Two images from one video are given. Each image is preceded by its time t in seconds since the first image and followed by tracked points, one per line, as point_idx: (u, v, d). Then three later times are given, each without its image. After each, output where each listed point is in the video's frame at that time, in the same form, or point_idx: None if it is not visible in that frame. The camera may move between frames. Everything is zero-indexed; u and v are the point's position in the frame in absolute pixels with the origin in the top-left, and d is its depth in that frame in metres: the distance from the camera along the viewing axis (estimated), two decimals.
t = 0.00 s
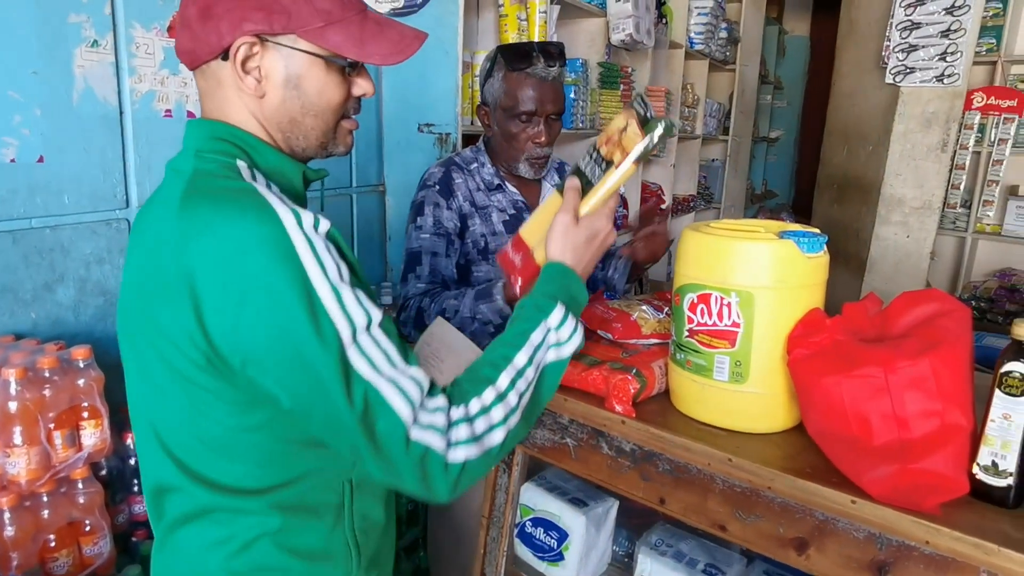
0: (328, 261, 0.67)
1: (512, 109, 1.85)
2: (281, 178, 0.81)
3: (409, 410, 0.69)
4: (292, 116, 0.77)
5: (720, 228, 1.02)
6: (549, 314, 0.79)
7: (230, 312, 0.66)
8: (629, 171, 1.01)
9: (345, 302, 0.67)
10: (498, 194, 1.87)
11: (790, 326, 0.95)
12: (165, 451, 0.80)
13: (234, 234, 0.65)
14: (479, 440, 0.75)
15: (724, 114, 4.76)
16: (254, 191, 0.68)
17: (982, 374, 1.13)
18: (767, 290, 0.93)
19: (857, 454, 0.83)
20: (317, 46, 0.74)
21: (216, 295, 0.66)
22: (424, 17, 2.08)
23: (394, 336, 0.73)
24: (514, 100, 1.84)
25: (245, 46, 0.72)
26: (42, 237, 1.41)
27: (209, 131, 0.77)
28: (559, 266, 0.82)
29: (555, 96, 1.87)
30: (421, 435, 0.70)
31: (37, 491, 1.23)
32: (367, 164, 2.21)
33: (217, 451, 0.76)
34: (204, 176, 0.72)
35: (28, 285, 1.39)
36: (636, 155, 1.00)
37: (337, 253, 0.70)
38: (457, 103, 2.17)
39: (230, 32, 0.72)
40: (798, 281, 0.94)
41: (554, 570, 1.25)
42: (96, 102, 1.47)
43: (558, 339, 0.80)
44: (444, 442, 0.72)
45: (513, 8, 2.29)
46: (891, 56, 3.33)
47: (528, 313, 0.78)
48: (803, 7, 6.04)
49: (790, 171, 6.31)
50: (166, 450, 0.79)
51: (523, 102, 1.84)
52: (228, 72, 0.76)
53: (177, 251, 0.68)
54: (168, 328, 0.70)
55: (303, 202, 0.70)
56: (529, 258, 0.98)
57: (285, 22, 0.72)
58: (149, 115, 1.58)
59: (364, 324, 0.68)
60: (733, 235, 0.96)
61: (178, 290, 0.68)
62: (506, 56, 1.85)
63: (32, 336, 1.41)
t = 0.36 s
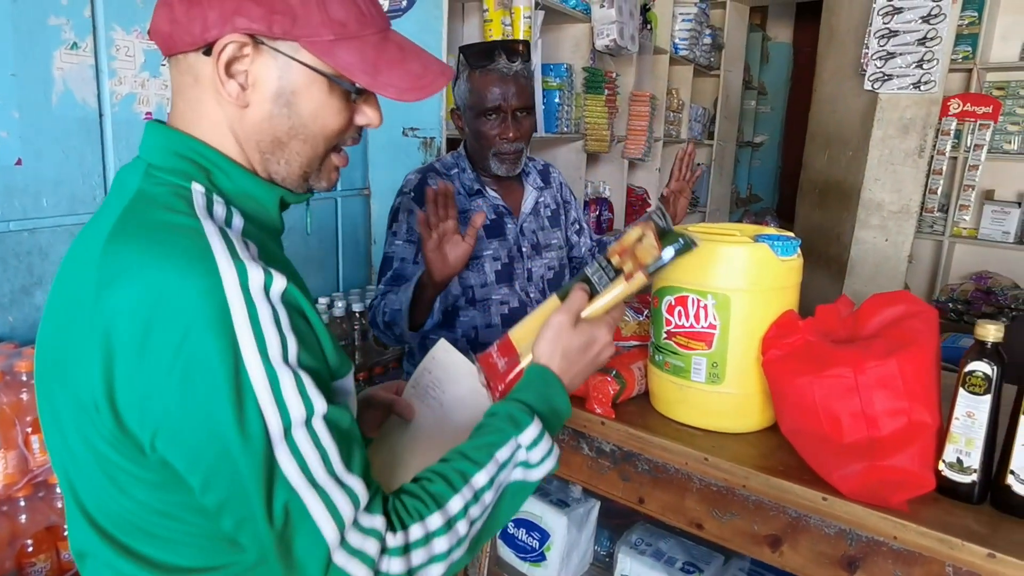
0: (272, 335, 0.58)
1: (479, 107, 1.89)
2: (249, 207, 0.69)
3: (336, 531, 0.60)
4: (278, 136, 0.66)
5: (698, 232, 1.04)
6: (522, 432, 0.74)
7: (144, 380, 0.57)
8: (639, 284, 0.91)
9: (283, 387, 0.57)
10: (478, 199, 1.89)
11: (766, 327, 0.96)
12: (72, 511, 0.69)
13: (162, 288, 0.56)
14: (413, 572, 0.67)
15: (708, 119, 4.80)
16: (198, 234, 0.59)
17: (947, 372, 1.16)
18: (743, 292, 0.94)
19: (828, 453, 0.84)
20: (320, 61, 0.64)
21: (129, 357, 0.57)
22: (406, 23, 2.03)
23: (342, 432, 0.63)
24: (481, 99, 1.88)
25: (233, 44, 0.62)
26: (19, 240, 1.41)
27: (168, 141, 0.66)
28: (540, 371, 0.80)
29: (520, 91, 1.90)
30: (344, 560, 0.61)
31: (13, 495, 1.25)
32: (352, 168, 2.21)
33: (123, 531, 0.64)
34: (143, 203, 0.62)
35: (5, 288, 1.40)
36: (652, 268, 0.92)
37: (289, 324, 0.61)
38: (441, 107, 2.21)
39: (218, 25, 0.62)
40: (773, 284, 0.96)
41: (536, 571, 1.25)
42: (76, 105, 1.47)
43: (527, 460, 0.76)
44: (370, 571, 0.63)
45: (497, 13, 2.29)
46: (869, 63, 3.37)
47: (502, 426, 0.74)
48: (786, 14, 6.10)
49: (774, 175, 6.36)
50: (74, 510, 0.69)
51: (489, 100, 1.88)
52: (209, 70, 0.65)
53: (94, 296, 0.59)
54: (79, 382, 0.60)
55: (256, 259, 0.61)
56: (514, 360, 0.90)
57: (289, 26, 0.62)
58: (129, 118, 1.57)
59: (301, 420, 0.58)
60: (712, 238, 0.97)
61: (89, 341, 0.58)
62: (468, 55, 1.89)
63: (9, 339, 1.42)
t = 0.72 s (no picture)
0: (264, 368, 0.58)
1: (481, 122, 1.87)
2: (236, 219, 0.69)
3: (323, 565, 0.61)
4: (269, 147, 0.66)
5: (688, 235, 1.04)
6: (512, 466, 0.77)
7: (127, 415, 0.56)
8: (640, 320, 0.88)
9: (275, 423, 0.58)
10: (471, 208, 1.91)
11: (754, 329, 0.97)
12: (55, 528, 0.69)
13: (150, 321, 0.55)
14: None
15: (707, 123, 4.82)
16: (189, 262, 0.58)
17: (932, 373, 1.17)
18: (732, 294, 0.95)
19: (814, 453, 0.85)
20: (314, 68, 0.64)
21: (113, 391, 0.56)
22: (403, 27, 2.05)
23: (331, 461, 0.64)
24: (482, 114, 1.87)
25: (221, 53, 0.61)
26: (16, 241, 1.42)
27: (150, 153, 0.66)
28: (534, 401, 0.83)
29: (522, 106, 1.90)
30: None
31: (8, 494, 1.28)
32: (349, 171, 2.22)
33: (110, 554, 0.65)
34: (127, 221, 0.61)
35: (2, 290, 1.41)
36: (656, 304, 0.87)
37: (281, 353, 0.61)
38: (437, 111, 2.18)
39: (204, 34, 0.61)
40: (762, 287, 0.96)
41: (529, 571, 1.26)
42: (72, 107, 1.48)
43: (516, 492, 0.78)
44: None
45: (495, 17, 2.25)
46: (866, 68, 3.38)
47: (491, 460, 0.76)
48: (785, 18, 6.09)
49: (774, 179, 6.38)
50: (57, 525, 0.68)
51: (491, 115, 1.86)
52: (196, 78, 0.64)
53: (74, 323, 0.57)
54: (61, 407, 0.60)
55: (248, 288, 0.60)
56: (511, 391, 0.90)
57: (282, 32, 0.62)
58: (126, 121, 1.58)
59: (292, 455, 0.59)
60: (700, 241, 0.98)
61: (69, 370, 0.57)
62: (469, 69, 1.86)
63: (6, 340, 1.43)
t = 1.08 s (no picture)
0: (269, 374, 0.59)
1: (507, 134, 1.86)
2: (243, 224, 0.71)
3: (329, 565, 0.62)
4: (276, 154, 0.67)
5: (692, 240, 1.05)
6: (518, 469, 0.78)
7: (135, 421, 0.57)
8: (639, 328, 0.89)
9: (281, 427, 0.59)
10: (479, 212, 1.92)
11: (756, 333, 0.97)
12: (65, 530, 0.70)
13: (157, 329, 0.56)
14: None
15: (717, 128, 4.81)
16: (196, 270, 0.59)
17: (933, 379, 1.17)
18: (735, 299, 0.96)
19: (815, 456, 0.86)
20: (327, 84, 0.65)
21: (120, 397, 0.57)
22: (414, 32, 2.07)
23: (336, 463, 0.65)
24: (509, 126, 1.85)
25: (238, 58, 0.62)
26: (29, 242, 1.44)
27: (160, 159, 0.67)
28: (538, 406, 0.85)
29: (545, 116, 1.90)
30: None
31: (19, 490, 1.30)
32: (358, 173, 2.24)
33: (119, 555, 0.66)
34: (135, 228, 0.62)
35: (15, 289, 1.43)
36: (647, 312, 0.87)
37: (286, 359, 0.62)
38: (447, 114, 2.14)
39: (226, 37, 0.62)
40: (765, 292, 0.97)
41: (532, 572, 1.26)
42: (86, 110, 1.50)
43: (521, 496, 0.79)
44: None
45: (505, 22, 2.27)
46: (876, 73, 3.38)
47: (497, 462, 0.77)
48: (796, 24, 6.08)
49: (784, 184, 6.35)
50: (67, 526, 0.70)
51: (518, 127, 1.85)
52: (210, 79, 0.65)
53: (81, 330, 0.58)
54: (72, 410, 0.61)
55: (254, 294, 0.61)
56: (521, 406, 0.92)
57: (299, 42, 0.63)
58: (138, 124, 1.60)
59: (297, 458, 0.60)
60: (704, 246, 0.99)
61: (78, 375, 0.58)
62: (500, 82, 1.83)
63: (19, 338, 1.45)
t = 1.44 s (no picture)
0: (291, 375, 0.60)
1: (529, 132, 1.87)
2: (258, 227, 0.72)
3: (358, 563, 0.63)
4: (291, 159, 0.68)
5: (702, 243, 1.05)
6: (547, 470, 0.77)
7: (161, 422, 0.58)
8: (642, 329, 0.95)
9: (304, 427, 0.60)
10: (492, 213, 1.93)
11: (765, 337, 0.97)
12: (87, 531, 0.71)
13: (180, 331, 0.57)
14: None
15: (730, 131, 4.80)
16: (217, 273, 0.60)
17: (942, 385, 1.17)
18: (743, 303, 0.96)
19: (822, 459, 0.86)
20: (341, 88, 0.66)
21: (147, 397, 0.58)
22: (427, 36, 2.09)
23: (358, 463, 0.66)
24: (531, 125, 1.86)
25: (254, 62, 0.64)
26: (49, 241, 1.47)
27: (178, 162, 0.68)
28: (563, 411, 0.84)
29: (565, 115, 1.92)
30: None
31: (37, 484, 1.33)
32: (371, 175, 2.26)
33: (147, 558, 0.67)
34: (154, 232, 0.63)
35: (35, 287, 1.46)
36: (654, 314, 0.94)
37: (306, 361, 0.62)
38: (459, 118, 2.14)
39: (242, 41, 0.63)
40: (773, 296, 0.97)
41: (540, 573, 1.27)
42: (105, 112, 1.52)
43: (549, 497, 0.79)
44: None
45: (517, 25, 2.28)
46: (891, 77, 3.36)
47: (527, 465, 0.77)
48: (811, 27, 6.05)
49: (797, 188, 6.32)
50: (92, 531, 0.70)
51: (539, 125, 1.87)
52: (227, 83, 0.66)
53: (105, 334, 0.59)
54: (97, 415, 0.62)
55: (273, 297, 0.62)
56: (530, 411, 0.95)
57: (315, 46, 0.64)
58: (154, 126, 1.63)
59: (321, 458, 0.61)
60: (712, 249, 0.99)
61: (103, 377, 0.60)
62: (524, 80, 1.85)
63: (37, 335, 1.48)
